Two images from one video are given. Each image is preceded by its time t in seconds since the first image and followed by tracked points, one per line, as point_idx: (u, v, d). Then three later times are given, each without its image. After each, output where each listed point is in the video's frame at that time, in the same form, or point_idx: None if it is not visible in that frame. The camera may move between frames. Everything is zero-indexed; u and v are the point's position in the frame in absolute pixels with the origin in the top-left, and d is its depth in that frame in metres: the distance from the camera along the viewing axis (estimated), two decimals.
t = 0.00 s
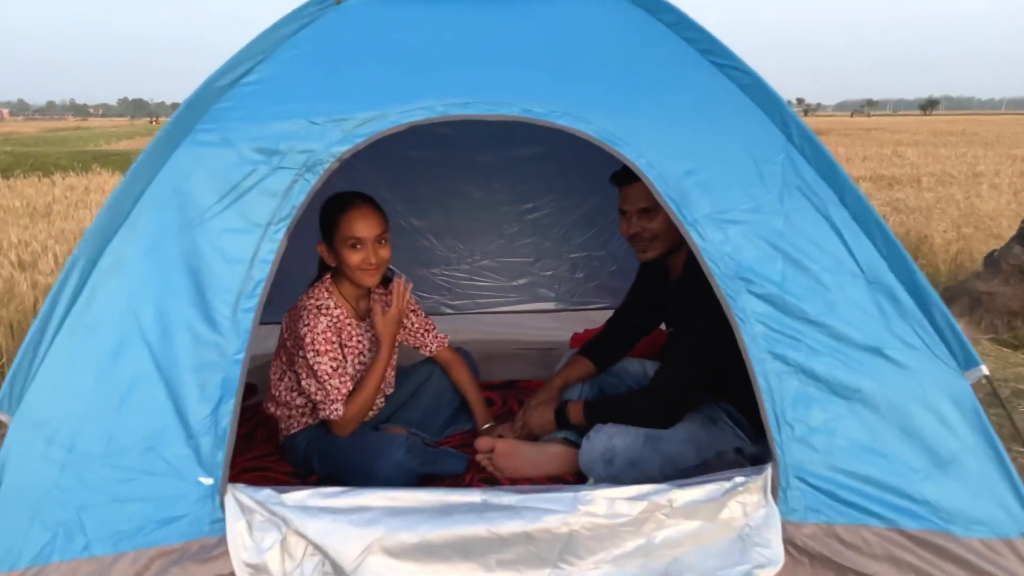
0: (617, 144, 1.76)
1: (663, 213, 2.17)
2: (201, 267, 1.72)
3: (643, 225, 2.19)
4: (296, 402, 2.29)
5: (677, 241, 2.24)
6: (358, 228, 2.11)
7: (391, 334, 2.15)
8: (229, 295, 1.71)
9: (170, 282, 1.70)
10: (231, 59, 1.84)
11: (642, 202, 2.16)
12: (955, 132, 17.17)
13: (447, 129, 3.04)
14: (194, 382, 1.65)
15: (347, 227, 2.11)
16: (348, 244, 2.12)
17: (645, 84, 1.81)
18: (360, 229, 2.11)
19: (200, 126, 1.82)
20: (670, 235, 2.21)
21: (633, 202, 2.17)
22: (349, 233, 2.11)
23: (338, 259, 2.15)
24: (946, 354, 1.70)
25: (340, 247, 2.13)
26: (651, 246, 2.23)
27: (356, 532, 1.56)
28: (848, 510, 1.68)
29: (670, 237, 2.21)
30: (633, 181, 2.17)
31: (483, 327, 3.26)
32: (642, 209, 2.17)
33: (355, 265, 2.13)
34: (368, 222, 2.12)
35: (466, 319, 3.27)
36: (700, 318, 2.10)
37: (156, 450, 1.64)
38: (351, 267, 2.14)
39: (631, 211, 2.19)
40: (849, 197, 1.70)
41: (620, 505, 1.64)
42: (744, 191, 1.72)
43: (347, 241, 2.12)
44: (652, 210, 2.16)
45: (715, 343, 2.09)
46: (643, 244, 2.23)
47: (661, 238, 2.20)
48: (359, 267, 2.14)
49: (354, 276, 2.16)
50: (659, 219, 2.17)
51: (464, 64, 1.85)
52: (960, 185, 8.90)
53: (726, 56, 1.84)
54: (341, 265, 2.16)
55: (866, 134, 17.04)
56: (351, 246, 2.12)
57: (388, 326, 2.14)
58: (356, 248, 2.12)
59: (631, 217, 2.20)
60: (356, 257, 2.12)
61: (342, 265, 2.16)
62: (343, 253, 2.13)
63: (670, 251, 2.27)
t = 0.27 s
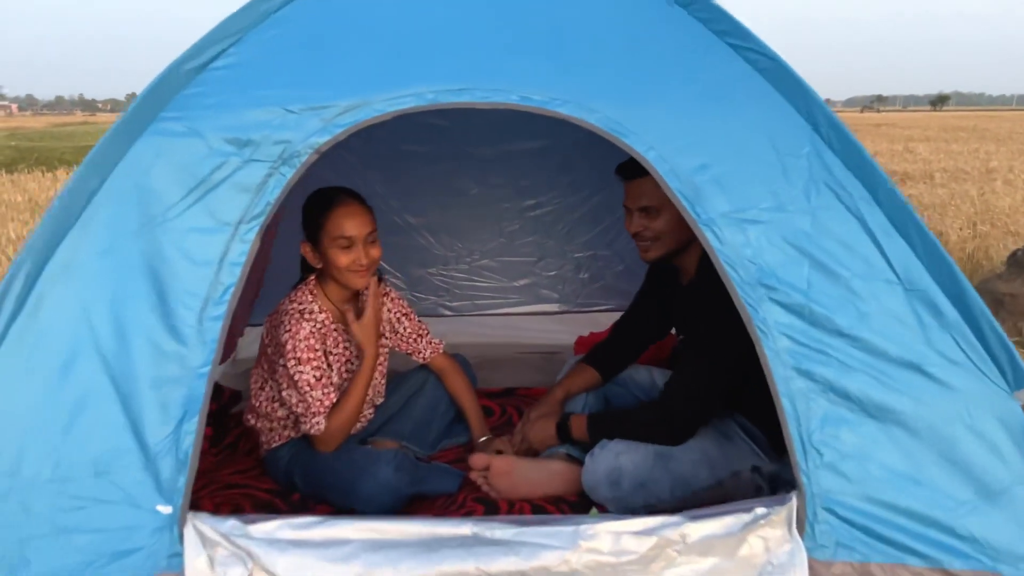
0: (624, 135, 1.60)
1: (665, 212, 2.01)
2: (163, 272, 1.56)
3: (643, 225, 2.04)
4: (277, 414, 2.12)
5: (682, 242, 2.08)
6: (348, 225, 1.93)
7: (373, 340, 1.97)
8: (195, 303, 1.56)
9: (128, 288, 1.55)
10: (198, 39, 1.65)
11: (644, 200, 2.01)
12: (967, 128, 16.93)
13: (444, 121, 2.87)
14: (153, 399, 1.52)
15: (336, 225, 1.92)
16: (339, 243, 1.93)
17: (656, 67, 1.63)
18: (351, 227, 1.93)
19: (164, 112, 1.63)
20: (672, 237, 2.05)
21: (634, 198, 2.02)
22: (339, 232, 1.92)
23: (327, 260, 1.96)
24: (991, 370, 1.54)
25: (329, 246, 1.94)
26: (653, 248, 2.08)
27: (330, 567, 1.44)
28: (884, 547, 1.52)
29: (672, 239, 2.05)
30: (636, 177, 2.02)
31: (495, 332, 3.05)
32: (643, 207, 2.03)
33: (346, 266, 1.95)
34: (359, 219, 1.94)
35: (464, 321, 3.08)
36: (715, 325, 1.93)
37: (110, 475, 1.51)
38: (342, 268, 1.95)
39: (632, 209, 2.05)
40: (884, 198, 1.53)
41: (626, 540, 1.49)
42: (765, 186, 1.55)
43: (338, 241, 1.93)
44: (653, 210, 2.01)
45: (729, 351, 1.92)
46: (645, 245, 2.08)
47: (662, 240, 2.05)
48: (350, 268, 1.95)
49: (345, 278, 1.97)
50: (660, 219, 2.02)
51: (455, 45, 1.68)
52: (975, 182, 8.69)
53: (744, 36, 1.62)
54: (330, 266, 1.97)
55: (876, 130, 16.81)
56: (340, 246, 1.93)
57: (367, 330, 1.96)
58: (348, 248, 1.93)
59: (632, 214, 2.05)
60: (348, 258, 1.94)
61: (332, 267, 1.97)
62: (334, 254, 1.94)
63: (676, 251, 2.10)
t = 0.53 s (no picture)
0: (641, 123, 1.42)
1: (674, 210, 1.80)
2: (122, 275, 1.40)
3: (649, 223, 1.84)
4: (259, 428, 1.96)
5: (695, 242, 1.85)
6: (350, 221, 1.77)
7: (353, 350, 1.77)
8: (157, 310, 1.38)
9: (81, 294, 1.39)
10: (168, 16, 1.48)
11: (653, 196, 1.82)
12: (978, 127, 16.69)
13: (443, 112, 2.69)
14: (106, 419, 1.35)
15: (333, 221, 1.76)
16: (341, 240, 1.76)
17: (676, 46, 1.45)
18: (353, 223, 1.76)
19: (128, 96, 1.46)
20: (682, 237, 1.82)
21: (643, 193, 1.84)
22: (341, 228, 1.76)
23: (325, 259, 1.78)
24: None
25: (328, 244, 1.76)
26: (662, 249, 1.86)
27: None
28: None
29: (681, 239, 1.83)
30: (648, 169, 1.82)
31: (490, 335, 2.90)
32: (650, 204, 1.83)
33: (348, 265, 1.77)
34: (359, 215, 1.78)
35: (465, 325, 2.91)
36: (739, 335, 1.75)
37: (58, 505, 1.34)
38: (343, 268, 1.78)
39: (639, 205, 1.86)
40: (941, 194, 1.37)
41: None
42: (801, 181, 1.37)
43: (340, 238, 1.76)
44: (660, 207, 1.81)
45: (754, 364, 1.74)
46: (653, 245, 1.87)
47: (670, 239, 1.83)
48: (352, 268, 1.78)
49: (345, 278, 1.79)
50: (668, 217, 1.81)
51: (452, 22, 1.50)
52: (991, 182, 8.48)
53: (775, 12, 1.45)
54: (328, 267, 1.79)
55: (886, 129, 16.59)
56: (343, 243, 1.76)
57: (343, 343, 1.77)
58: (350, 246, 1.77)
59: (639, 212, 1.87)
60: (350, 256, 1.77)
61: (330, 267, 1.78)
62: (334, 252, 1.76)
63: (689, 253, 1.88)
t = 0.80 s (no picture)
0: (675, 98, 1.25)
1: (701, 200, 1.63)
2: (82, 269, 1.24)
3: (673, 214, 1.67)
4: (246, 438, 1.80)
5: (725, 235, 1.67)
6: (347, 212, 1.61)
7: (350, 353, 1.61)
8: (123, 309, 1.23)
9: (35, 289, 1.23)
10: None
11: (678, 184, 1.65)
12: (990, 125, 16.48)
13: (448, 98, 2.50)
14: (62, 434, 1.20)
15: (329, 211, 1.60)
16: (338, 232, 1.60)
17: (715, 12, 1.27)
18: (351, 214, 1.61)
19: (90, 64, 1.29)
20: (710, 229, 1.64)
21: (667, 181, 1.67)
22: (336, 219, 1.60)
23: (320, 253, 1.62)
24: None
25: (324, 236, 1.60)
26: (687, 243, 1.68)
27: None
28: None
29: (709, 232, 1.65)
30: (673, 153, 1.66)
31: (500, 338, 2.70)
32: (675, 193, 1.66)
33: (345, 260, 1.61)
34: (359, 205, 1.63)
35: (470, 325, 2.73)
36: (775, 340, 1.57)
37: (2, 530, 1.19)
38: (339, 262, 1.61)
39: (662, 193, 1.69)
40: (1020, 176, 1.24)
41: None
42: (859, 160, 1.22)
43: (337, 229, 1.60)
44: (686, 196, 1.64)
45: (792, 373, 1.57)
46: (678, 239, 1.69)
47: (697, 232, 1.65)
48: (350, 263, 1.62)
49: (342, 274, 1.63)
50: (694, 207, 1.64)
51: None
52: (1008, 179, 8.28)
53: None
54: (323, 261, 1.63)
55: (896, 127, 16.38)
56: (336, 236, 1.60)
57: (339, 343, 1.61)
58: (348, 238, 1.61)
59: (663, 201, 1.70)
60: (348, 250, 1.61)
61: (325, 261, 1.62)
62: (330, 245, 1.60)
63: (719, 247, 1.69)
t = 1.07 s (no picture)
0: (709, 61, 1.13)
1: (735, 182, 1.51)
2: (33, 251, 1.10)
3: (704, 199, 1.55)
4: (230, 447, 1.64)
5: (762, 223, 1.54)
6: (338, 199, 1.46)
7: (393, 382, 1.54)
8: (78, 298, 1.10)
9: None
10: None
11: (710, 165, 1.53)
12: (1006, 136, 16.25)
13: (453, 85, 2.33)
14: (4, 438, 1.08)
15: (318, 198, 1.45)
16: (326, 221, 1.45)
17: None
18: (341, 202, 1.45)
19: (47, 22, 1.15)
20: (745, 215, 1.52)
21: (697, 163, 1.55)
22: (325, 207, 1.45)
23: (305, 243, 1.47)
24: None
25: (310, 225, 1.45)
26: (720, 232, 1.56)
27: None
28: None
29: (745, 218, 1.52)
30: (702, 132, 1.55)
31: (521, 347, 2.49)
32: (706, 175, 1.55)
33: (333, 251, 1.46)
34: (352, 193, 1.47)
35: (478, 329, 2.57)
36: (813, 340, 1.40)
37: None
38: (325, 255, 1.46)
39: (692, 177, 1.58)
40: None
41: None
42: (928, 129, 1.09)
43: (325, 217, 1.45)
44: (719, 179, 1.53)
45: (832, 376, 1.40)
46: (710, 227, 1.57)
47: (731, 219, 1.53)
48: (338, 256, 1.47)
49: (329, 268, 1.48)
50: (728, 191, 1.52)
51: None
52: None
53: None
54: (309, 253, 1.48)
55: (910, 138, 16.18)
56: (326, 226, 1.45)
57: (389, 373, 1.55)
58: (337, 228, 1.46)
59: (692, 186, 1.58)
60: (336, 241, 1.45)
61: (312, 253, 1.47)
62: (317, 234, 1.45)
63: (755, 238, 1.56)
